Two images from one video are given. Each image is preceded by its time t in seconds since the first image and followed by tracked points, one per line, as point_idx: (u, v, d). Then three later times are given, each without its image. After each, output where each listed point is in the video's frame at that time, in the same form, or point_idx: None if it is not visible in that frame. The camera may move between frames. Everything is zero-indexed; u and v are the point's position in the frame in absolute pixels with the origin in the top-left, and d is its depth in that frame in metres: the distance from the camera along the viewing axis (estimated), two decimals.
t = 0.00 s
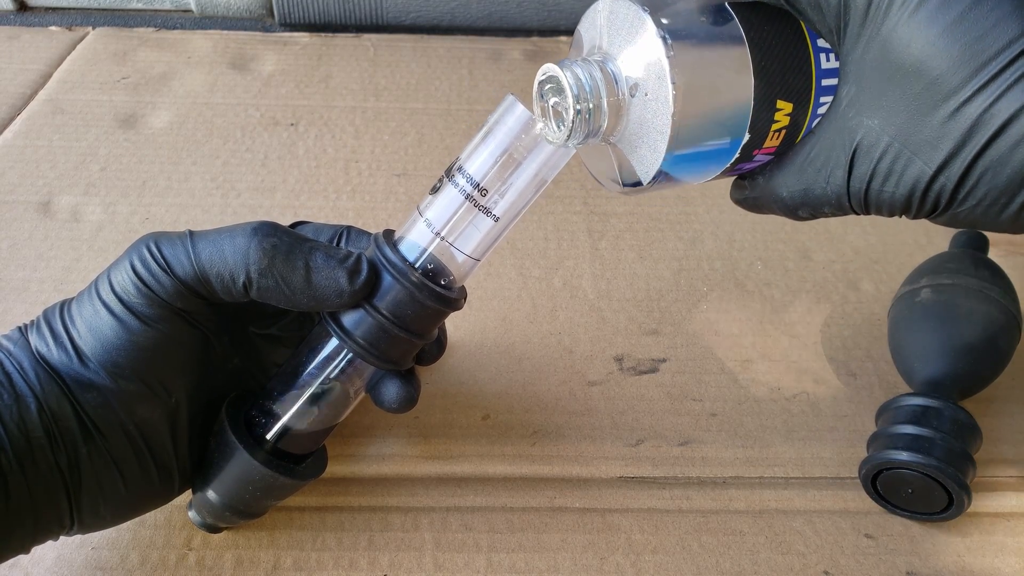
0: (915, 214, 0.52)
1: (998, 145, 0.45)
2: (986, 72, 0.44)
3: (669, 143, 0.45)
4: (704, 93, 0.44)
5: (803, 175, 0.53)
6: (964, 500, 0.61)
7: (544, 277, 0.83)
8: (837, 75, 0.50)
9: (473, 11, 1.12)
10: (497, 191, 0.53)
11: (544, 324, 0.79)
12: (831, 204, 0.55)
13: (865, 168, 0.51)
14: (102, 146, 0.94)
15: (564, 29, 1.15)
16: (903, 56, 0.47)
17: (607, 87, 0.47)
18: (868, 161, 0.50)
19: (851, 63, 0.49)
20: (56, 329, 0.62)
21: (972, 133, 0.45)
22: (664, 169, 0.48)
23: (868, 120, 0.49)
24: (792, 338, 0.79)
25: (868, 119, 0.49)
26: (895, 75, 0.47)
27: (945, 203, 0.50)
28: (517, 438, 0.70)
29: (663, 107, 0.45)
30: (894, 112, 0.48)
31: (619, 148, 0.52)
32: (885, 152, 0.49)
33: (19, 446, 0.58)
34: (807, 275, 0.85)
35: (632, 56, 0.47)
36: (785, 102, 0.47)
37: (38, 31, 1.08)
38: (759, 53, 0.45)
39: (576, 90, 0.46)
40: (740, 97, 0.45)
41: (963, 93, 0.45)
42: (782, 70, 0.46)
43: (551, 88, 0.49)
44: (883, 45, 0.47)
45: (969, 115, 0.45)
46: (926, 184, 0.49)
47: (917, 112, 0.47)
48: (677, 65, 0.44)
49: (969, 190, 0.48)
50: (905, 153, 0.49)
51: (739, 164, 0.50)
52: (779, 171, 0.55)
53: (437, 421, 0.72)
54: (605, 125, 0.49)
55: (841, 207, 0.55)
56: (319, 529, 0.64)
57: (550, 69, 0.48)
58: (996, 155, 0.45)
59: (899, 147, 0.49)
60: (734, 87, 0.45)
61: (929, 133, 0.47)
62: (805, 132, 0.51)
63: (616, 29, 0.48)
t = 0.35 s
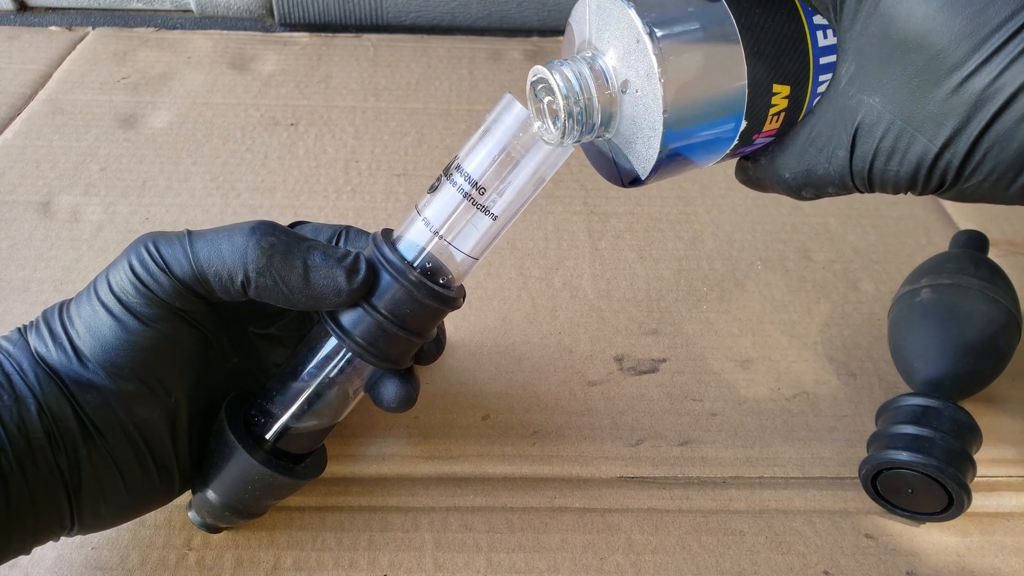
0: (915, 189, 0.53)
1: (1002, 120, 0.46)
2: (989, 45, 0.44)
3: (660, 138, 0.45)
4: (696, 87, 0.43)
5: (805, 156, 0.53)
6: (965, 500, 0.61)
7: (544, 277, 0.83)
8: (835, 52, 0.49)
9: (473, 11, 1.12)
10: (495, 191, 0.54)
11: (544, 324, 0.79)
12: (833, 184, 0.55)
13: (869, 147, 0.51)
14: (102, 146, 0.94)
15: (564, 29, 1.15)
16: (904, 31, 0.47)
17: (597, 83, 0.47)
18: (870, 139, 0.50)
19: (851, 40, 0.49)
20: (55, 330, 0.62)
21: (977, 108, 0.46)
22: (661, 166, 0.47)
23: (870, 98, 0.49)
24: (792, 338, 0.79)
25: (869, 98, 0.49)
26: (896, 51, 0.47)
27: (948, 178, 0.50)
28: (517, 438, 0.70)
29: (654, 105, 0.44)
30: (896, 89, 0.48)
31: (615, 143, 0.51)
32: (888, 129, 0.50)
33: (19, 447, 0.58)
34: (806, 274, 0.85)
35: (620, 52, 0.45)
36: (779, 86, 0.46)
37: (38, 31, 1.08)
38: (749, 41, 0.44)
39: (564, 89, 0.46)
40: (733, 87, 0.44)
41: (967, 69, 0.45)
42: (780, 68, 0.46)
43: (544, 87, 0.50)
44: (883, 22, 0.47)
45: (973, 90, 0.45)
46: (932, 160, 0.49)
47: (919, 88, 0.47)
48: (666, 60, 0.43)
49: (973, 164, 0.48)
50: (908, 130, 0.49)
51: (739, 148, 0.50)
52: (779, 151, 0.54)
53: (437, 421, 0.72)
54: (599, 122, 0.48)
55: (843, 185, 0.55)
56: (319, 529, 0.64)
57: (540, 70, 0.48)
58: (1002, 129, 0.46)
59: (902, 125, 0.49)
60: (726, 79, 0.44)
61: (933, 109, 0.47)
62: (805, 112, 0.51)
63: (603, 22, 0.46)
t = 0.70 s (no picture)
0: (914, 167, 0.54)
1: (1003, 95, 0.46)
2: (989, 19, 0.45)
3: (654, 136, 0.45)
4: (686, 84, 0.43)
5: (806, 138, 0.53)
6: (965, 500, 0.61)
7: (544, 277, 0.83)
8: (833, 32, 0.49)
9: (473, 11, 1.12)
10: (494, 191, 0.54)
11: (544, 324, 0.79)
12: (836, 164, 0.55)
13: (871, 126, 0.51)
14: (102, 146, 0.94)
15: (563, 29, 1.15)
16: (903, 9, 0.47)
17: (588, 81, 0.46)
18: (871, 119, 0.51)
19: (848, 18, 0.49)
20: (55, 331, 0.62)
21: (980, 84, 0.47)
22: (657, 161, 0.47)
23: (869, 77, 0.49)
24: (792, 338, 0.79)
25: (869, 77, 0.49)
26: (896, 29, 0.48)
27: (951, 153, 0.51)
28: (517, 438, 0.70)
29: (645, 104, 0.44)
30: (895, 67, 0.49)
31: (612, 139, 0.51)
32: (888, 108, 0.50)
33: (19, 448, 0.58)
34: (806, 274, 0.85)
35: (609, 50, 0.45)
36: (777, 71, 0.46)
37: (38, 31, 1.08)
38: (738, 27, 0.43)
39: (554, 89, 0.46)
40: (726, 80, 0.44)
41: (967, 45, 0.46)
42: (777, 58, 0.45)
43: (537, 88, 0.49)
44: None
45: (974, 66, 0.46)
46: (935, 136, 0.50)
47: (920, 65, 0.48)
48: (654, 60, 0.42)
49: (975, 141, 0.49)
50: (908, 109, 0.50)
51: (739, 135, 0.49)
52: (779, 133, 0.54)
53: (438, 421, 0.72)
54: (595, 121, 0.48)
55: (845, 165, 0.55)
56: (319, 529, 0.64)
57: (531, 72, 0.48)
58: (1005, 103, 0.47)
59: (902, 103, 0.50)
60: (717, 73, 0.44)
61: (934, 86, 0.48)
62: (805, 93, 0.50)
63: (591, 20, 0.46)
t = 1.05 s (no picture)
0: (914, 157, 0.55)
1: (1004, 82, 0.48)
2: (987, 8, 0.47)
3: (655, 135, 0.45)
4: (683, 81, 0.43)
5: (806, 128, 0.52)
6: (965, 501, 0.61)
7: (544, 277, 0.83)
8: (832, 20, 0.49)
9: (473, 11, 1.12)
10: (495, 192, 0.54)
11: (544, 324, 0.79)
12: (838, 154, 0.55)
13: (871, 115, 0.51)
14: (102, 146, 0.94)
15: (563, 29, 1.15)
16: None
17: (585, 82, 0.46)
18: (871, 109, 0.51)
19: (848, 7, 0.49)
20: (56, 332, 0.62)
21: (982, 71, 0.48)
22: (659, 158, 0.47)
23: (869, 66, 0.50)
24: (792, 338, 0.79)
25: (869, 66, 0.50)
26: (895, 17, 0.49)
27: (953, 142, 0.52)
28: (517, 438, 0.70)
29: (644, 104, 0.44)
30: (896, 56, 0.49)
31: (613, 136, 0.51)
32: (888, 98, 0.51)
33: (19, 448, 0.58)
34: (806, 274, 0.85)
35: (605, 51, 0.45)
36: (776, 64, 0.46)
37: (38, 31, 1.08)
38: (737, 22, 0.43)
39: (551, 91, 0.47)
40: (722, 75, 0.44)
41: (968, 33, 0.47)
42: (775, 52, 0.45)
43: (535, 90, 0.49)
44: None
45: (975, 53, 0.48)
46: (937, 124, 0.51)
47: (920, 53, 0.49)
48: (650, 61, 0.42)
49: (976, 129, 0.50)
50: (909, 98, 0.50)
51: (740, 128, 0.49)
52: (779, 124, 0.54)
53: (437, 421, 0.72)
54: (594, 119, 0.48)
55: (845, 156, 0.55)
56: (319, 529, 0.64)
57: (528, 76, 0.49)
58: (1008, 90, 0.48)
59: (903, 93, 0.50)
60: (712, 69, 0.43)
61: (935, 74, 0.49)
62: (807, 82, 0.50)
63: (585, 20, 0.45)
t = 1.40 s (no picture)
0: (914, 147, 0.55)
1: (1003, 71, 0.48)
2: None
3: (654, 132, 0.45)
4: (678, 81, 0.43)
5: (806, 119, 0.52)
6: (965, 500, 0.61)
7: (544, 277, 0.83)
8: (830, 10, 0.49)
9: (473, 11, 1.12)
10: (494, 193, 0.54)
11: (544, 324, 0.79)
12: (838, 145, 0.55)
13: (871, 106, 0.51)
14: (102, 146, 0.94)
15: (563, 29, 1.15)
16: None
17: (582, 80, 0.46)
18: (870, 100, 0.51)
19: None
20: (56, 331, 0.62)
21: (982, 61, 0.48)
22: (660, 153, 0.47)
23: (868, 58, 0.50)
24: (792, 338, 0.79)
25: (867, 57, 0.50)
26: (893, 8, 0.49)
27: (954, 131, 0.52)
28: (517, 438, 0.70)
29: (643, 103, 0.44)
30: (894, 47, 0.49)
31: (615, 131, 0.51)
32: (887, 89, 0.50)
33: (19, 448, 0.58)
34: (806, 274, 0.85)
35: (602, 50, 0.45)
36: (775, 55, 0.45)
37: (38, 31, 1.08)
38: (735, 15, 0.43)
39: (548, 91, 0.46)
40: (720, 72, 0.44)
41: (966, 23, 0.47)
42: (774, 44, 0.45)
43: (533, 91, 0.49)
44: None
45: (973, 43, 0.48)
46: (937, 114, 0.51)
47: (919, 43, 0.49)
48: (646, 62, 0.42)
49: (977, 119, 0.51)
50: (909, 88, 0.50)
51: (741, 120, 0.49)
52: (779, 114, 0.54)
53: (437, 421, 0.72)
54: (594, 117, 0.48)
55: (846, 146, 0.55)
56: (319, 529, 0.64)
57: (525, 76, 0.49)
58: (1007, 78, 0.48)
59: (902, 83, 0.50)
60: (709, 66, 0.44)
61: (934, 64, 0.49)
62: (807, 71, 0.50)
63: (582, 19, 0.45)
